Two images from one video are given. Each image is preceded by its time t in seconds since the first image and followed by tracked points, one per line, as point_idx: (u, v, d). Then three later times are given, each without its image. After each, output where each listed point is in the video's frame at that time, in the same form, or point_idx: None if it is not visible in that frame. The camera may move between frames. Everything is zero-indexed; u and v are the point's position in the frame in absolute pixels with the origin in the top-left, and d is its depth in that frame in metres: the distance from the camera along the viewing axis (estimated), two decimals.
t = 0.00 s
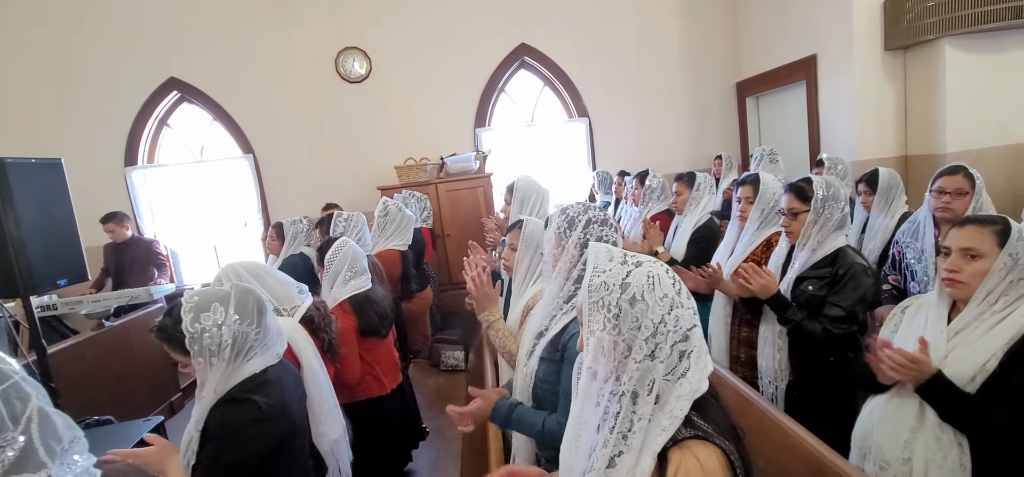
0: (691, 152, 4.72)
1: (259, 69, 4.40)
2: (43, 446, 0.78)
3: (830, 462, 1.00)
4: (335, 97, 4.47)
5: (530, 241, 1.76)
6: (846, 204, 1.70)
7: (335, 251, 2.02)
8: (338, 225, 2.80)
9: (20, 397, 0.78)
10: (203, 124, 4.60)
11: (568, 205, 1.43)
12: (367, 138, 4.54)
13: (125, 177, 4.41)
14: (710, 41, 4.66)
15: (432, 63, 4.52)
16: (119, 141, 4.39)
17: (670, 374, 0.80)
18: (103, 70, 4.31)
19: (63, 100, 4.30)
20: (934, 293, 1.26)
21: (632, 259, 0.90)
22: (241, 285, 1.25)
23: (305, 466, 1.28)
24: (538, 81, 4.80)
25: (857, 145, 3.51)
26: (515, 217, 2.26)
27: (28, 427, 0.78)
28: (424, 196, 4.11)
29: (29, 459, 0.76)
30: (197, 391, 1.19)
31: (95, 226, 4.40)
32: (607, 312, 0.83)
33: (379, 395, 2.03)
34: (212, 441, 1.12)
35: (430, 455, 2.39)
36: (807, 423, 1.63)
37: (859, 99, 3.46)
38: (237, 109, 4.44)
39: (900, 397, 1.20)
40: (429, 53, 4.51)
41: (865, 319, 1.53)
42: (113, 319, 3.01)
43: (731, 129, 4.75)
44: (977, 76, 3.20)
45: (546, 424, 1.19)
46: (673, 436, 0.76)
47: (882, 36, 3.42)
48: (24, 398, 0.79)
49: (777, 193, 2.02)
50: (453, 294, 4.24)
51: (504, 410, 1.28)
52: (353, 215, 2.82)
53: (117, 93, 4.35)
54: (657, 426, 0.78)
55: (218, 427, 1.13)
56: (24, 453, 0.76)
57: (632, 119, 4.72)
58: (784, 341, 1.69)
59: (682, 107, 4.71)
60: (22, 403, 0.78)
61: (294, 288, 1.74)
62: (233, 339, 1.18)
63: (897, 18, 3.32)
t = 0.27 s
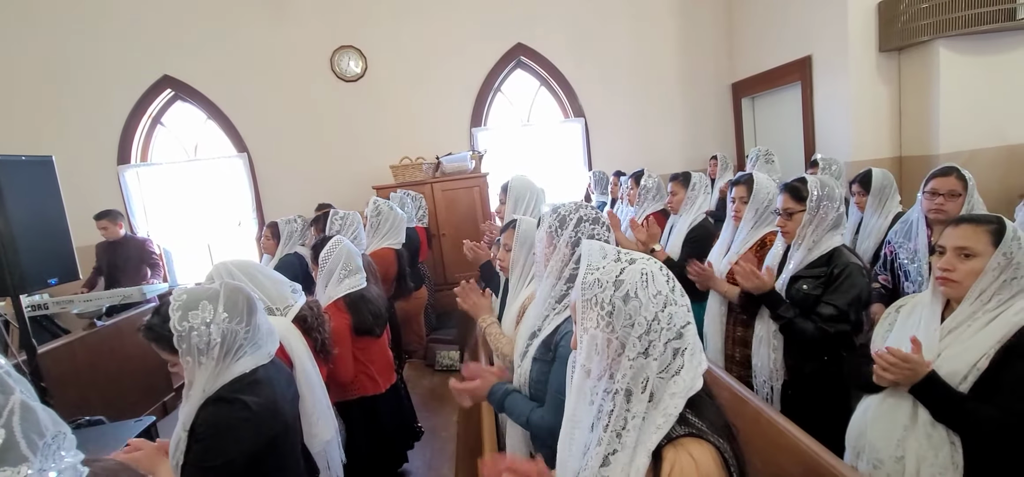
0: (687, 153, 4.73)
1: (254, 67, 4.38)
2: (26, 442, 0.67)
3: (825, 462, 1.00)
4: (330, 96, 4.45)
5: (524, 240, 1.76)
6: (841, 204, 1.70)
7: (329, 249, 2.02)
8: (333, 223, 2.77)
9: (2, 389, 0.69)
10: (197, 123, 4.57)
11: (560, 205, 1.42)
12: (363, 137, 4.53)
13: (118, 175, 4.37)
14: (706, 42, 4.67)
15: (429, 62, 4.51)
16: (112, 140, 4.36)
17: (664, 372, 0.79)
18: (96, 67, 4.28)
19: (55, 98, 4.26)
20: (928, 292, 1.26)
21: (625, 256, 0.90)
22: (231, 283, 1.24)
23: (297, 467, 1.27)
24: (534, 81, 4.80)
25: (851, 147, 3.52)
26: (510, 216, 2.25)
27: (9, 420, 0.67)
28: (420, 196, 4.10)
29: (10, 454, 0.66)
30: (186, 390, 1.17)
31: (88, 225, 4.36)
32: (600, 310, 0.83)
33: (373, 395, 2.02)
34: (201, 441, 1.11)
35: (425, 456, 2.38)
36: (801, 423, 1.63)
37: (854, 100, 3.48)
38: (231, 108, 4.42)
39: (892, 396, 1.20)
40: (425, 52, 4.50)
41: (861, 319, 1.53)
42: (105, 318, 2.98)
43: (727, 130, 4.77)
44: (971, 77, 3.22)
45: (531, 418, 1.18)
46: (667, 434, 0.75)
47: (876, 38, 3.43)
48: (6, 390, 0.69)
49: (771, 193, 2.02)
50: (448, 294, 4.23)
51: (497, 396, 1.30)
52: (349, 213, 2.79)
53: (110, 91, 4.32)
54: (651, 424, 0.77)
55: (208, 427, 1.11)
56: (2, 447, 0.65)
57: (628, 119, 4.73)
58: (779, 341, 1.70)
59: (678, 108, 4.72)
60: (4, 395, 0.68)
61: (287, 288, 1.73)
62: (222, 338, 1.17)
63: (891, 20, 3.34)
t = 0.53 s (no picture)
0: (684, 153, 4.74)
1: (251, 64, 4.35)
2: (21, 430, 0.67)
3: (822, 460, 1.00)
4: (328, 93, 4.43)
5: (523, 236, 1.75)
6: (841, 201, 1.70)
7: (324, 245, 2.00)
8: (334, 219, 2.74)
9: None
10: (193, 119, 4.54)
11: (557, 201, 1.40)
12: (360, 135, 4.51)
13: (112, 172, 4.34)
14: (705, 42, 4.68)
15: (427, 60, 4.50)
16: (107, 136, 4.32)
17: (664, 366, 0.79)
18: (90, 62, 4.25)
19: (49, 93, 4.23)
20: (926, 289, 1.26)
21: (626, 249, 0.89)
22: (228, 278, 1.23)
23: (294, 464, 1.26)
24: (532, 79, 4.79)
25: (848, 146, 3.53)
26: (508, 214, 2.24)
27: (5, 409, 0.66)
28: (418, 193, 4.09)
29: (5, 443, 0.66)
30: (182, 387, 1.16)
31: (82, 222, 4.33)
32: (600, 303, 0.82)
33: (370, 392, 2.01)
34: (196, 438, 1.10)
35: (422, 454, 2.37)
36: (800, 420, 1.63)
37: (852, 100, 3.49)
38: (228, 104, 4.39)
39: (891, 392, 1.21)
40: (423, 50, 4.49)
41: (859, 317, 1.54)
42: (99, 315, 2.95)
43: (724, 130, 4.78)
44: (968, 78, 3.24)
45: (539, 422, 1.17)
46: (667, 427, 0.75)
47: (873, 39, 3.44)
48: (3, 378, 0.68)
49: (769, 191, 2.03)
50: (445, 292, 4.22)
51: (496, 408, 1.26)
52: (349, 209, 2.76)
53: (104, 87, 4.28)
54: (651, 418, 0.77)
55: (203, 423, 1.10)
56: None
57: (626, 118, 4.73)
58: (779, 340, 1.70)
59: (676, 107, 4.72)
60: None
61: (285, 283, 1.72)
62: (218, 333, 1.16)
63: (888, 21, 3.35)
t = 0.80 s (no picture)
0: (682, 151, 4.74)
1: (249, 60, 4.34)
2: (20, 418, 0.69)
3: (818, 454, 1.00)
4: (325, 90, 4.42)
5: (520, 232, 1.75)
6: (840, 198, 1.70)
7: (320, 242, 1.98)
8: (334, 213, 2.73)
9: None
10: (190, 116, 4.52)
11: (552, 196, 1.40)
12: (358, 132, 4.50)
13: (108, 168, 4.32)
14: (703, 40, 4.68)
15: (425, 57, 4.49)
16: (103, 132, 4.30)
17: (662, 357, 0.79)
18: (86, 58, 4.22)
19: (44, 88, 4.20)
20: (922, 285, 1.26)
21: (624, 241, 0.89)
22: (225, 271, 1.22)
23: (291, 459, 1.26)
24: (530, 77, 4.79)
25: (845, 145, 3.55)
26: (506, 210, 2.24)
27: (5, 397, 0.68)
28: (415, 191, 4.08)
29: (5, 430, 0.67)
30: (178, 380, 1.16)
31: (77, 218, 4.31)
32: (599, 294, 0.82)
33: (366, 388, 2.01)
34: (193, 431, 1.09)
35: (419, 450, 2.37)
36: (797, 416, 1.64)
37: (849, 99, 3.50)
38: (225, 101, 4.38)
39: (888, 387, 1.21)
40: (421, 47, 4.48)
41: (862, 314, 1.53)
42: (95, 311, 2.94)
43: (722, 129, 4.79)
44: (964, 78, 3.25)
45: (531, 413, 1.17)
46: (666, 418, 0.75)
47: (871, 38, 3.45)
48: (2, 366, 0.69)
49: (767, 188, 2.03)
50: (442, 290, 4.22)
51: (492, 396, 1.29)
52: (350, 204, 2.76)
53: (100, 82, 4.26)
54: (649, 409, 0.76)
55: (200, 417, 1.10)
56: None
57: (624, 117, 4.73)
58: (778, 337, 1.70)
59: (674, 106, 4.73)
60: None
61: (284, 279, 1.72)
62: (215, 327, 1.16)
63: (886, 20, 3.35)
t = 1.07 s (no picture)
0: (679, 149, 4.75)
1: (243, 56, 4.31)
2: (14, 406, 0.78)
3: (812, 448, 1.00)
4: (321, 86, 4.40)
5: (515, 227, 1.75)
6: (836, 195, 1.69)
7: (312, 238, 1.97)
8: (332, 209, 2.72)
9: None
10: (184, 111, 4.50)
11: (546, 192, 1.40)
12: (354, 128, 4.49)
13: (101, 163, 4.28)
14: (701, 39, 4.68)
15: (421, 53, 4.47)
16: (96, 127, 4.27)
17: (657, 349, 0.78)
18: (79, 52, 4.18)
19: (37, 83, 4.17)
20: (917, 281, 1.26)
21: (619, 234, 0.89)
22: (218, 265, 1.21)
23: (284, 454, 1.26)
24: (527, 74, 4.78)
25: (841, 144, 3.55)
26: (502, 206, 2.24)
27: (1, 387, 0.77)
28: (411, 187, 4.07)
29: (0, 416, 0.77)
30: (170, 374, 1.14)
31: (70, 214, 4.27)
32: (593, 286, 0.82)
33: (360, 384, 2.00)
34: (185, 426, 1.08)
35: (414, 447, 2.36)
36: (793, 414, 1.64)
37: (845, 98, 3.50)
38: (219, 96, 4.35)
39: (883, 383, 1.21)
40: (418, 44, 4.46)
41: (857, 312, 1.54)
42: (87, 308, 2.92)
43: (719, 128, 4.79)
44: (960, 77, 3.26)
45: (526, 410, 1.16)
46: (661, 410, 0.74)
47: (868, 36, 3.46)
48: None
49: (763, 185, 2.03)
50: (438, 287, 4.21)
51: (487, 395, 1.27)
52: (347, 200, 2.75)
53: (94, 77, 4.23)
54: (644, 401, 0.76)
55: (191, 411, 1.09)
56: None
57: (621, 114, 4.73)
58: (776, 333, 1.71)
59: (671, 104, 4.73)
60: None
61: (281, 274, 1.71)
62: (207, 321, 1.14)
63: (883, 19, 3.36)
